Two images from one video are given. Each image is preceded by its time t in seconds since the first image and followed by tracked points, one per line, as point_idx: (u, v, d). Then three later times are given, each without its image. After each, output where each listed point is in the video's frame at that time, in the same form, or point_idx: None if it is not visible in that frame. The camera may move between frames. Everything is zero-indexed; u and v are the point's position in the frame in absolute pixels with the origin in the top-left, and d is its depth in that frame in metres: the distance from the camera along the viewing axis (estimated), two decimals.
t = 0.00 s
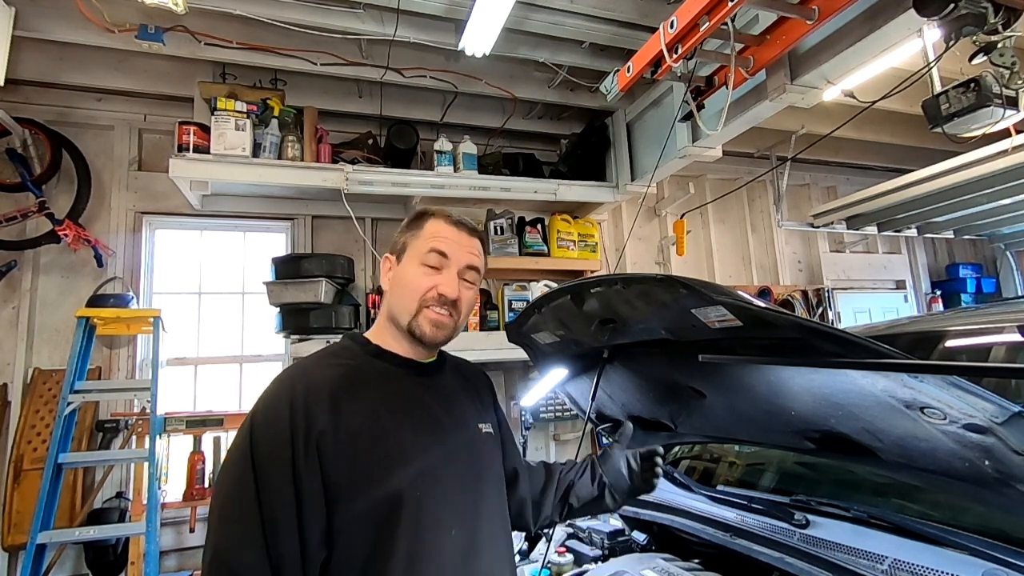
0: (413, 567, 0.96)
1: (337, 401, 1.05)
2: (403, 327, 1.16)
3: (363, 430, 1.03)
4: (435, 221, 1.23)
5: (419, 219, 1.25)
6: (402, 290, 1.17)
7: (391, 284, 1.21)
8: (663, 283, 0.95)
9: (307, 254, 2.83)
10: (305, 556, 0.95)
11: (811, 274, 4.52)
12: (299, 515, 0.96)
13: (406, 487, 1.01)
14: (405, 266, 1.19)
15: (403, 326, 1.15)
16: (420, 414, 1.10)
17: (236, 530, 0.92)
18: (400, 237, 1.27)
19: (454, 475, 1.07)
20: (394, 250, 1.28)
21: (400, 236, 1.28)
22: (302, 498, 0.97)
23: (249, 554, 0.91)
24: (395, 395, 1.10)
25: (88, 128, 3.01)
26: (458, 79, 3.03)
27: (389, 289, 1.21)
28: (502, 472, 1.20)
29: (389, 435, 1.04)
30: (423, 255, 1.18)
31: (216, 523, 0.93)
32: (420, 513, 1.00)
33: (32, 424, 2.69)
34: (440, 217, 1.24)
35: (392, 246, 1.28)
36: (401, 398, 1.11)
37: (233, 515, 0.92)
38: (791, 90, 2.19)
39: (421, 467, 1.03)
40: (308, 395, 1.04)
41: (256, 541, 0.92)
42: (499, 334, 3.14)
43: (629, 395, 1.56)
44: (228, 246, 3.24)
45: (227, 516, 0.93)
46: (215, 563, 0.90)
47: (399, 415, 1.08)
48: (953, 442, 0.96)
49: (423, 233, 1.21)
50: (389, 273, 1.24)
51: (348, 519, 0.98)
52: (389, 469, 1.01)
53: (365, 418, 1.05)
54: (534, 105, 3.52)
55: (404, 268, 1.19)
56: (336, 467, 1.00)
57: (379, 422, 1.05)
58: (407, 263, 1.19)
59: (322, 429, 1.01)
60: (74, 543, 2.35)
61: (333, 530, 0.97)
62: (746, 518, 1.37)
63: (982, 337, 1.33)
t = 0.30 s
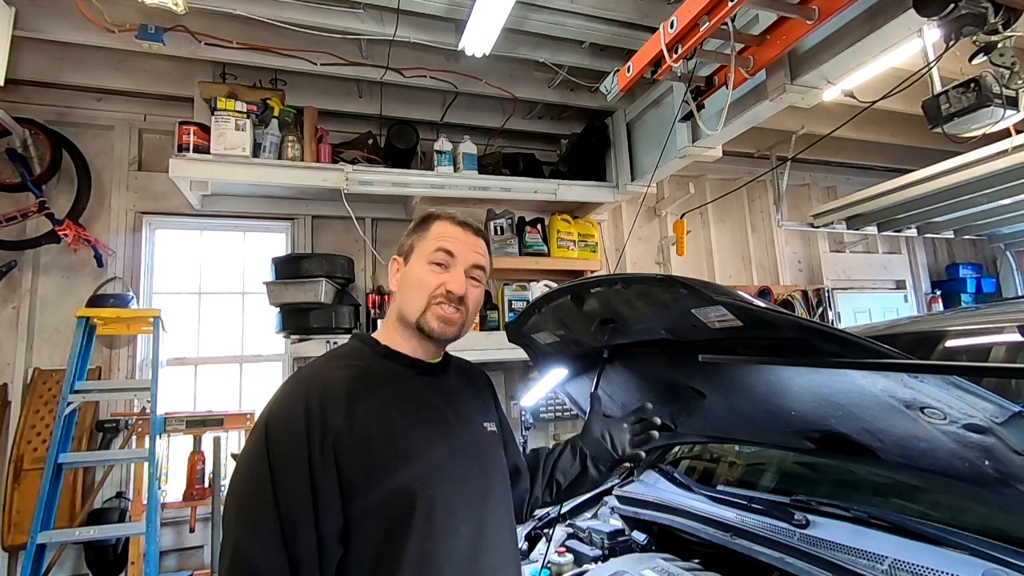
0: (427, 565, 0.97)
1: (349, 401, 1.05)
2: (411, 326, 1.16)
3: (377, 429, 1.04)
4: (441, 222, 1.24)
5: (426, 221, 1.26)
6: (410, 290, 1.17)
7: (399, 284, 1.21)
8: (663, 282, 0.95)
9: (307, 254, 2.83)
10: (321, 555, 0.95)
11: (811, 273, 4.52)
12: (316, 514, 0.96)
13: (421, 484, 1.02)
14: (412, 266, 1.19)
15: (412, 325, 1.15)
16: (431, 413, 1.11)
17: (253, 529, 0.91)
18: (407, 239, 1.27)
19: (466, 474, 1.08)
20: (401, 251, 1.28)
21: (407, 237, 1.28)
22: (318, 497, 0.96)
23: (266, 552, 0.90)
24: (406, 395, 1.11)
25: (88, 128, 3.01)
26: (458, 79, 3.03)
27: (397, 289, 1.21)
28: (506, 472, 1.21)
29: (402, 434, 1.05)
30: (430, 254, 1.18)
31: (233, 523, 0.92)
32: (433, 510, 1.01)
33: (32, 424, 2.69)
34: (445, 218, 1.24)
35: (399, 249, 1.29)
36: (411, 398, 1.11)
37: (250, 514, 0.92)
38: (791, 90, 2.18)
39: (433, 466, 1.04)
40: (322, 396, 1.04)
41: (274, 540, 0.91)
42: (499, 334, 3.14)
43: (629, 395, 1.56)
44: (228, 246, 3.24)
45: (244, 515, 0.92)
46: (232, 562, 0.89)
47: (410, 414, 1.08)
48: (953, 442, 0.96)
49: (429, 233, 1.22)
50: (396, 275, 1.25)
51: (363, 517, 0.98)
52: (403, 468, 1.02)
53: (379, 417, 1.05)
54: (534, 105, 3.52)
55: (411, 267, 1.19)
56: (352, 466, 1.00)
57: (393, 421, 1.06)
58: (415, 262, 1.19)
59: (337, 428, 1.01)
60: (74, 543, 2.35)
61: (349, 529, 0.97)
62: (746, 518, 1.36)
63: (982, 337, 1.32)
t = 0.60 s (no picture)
0: (433, 562, 0.97)
1: (359, 398, 1.06)
2: (421, 327, 1.16)
3: (387, 426, 1.04)
4: (442, 222, 1.24)
5: (426, 223, 1.26)
6: (418, 290, 1.17)
7: (407, 286, 1.21)
8: (663, 282, 0.95)
9: (307, 254, 2.83)
10: (332, 548, 0.96)
11: (811, 273, 4.52)
12: (327, 508, 0.97)
13: (428, 481, 1.02)
14: (417, 267, 1.19)
15: (423, 325, 1.16)
16: (439, 411, 1.11)
17: (266, 521, 0.92)
18: (409, 242, 1.28)
19: (474, 472, 1.08)
20: (405, 255, 1.28)
21: (409, 241, 1.28)
22: (329, 491, 0.98)
23: (278, 544, 0.91)
24: (415, 393, 1.11)
25: (88, 128, 3.01)
26: (458, 79, 3.03)
27: (405, 292, 1.21)
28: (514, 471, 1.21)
29: (411, 431, 1.05)
30: (434, 254, 1.19)
31: (247, 515, 0.94)
32: (440, 507, 1.01)
33: (32, 424, 2.69)
34: (445, 218, 1.25)
35: (403, 254, 1.29)
36: (421, 396, 1.11)
37: (263, 507, 0.93)
38: (791, 90, 2.19)
39: (441, 464, 1.04)
40: (332, 393, 1.05)
41: (286, 532, 0.93)
42: (499, 334, 3.14)
43: (629, 395, 1.56)
44: (228, 246, 3.24)
45: (256, 508, 0.93)
46: (246, 553, 0.91)
47: (419, 411, 1.09)
48: (953, 442, 0.96)
49: (431, 234, 1.22)
50: (403, 279, 1.25)
51: (372, 512, 0.99)
52: (412, 464, 1.02)
53: (388, 414, 1.06)
54: (534, 105, 3.52)
55: (418, 268, 1.19)
56: (361, 462, 1.01)
57: (402, 418, 1.06)
58: (420, 264, 1.19)
59: (348, 424, 1.02)
60: (74, 543, 2.35)
61: (358, 523, 0.98)
62: (746, 518, 1.37)
63: (982, 337, 1.32)
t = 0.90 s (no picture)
0: (439, 560, 0.97)
1: (367, 396, 1.06)
2: (423, 326, 1.17)
3: (395, 424, 1.04)
4: (430, 222, 1.24)
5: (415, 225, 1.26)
6: (416, 291, 1.18)
7: (404, 289, 1.22)
8: (663, 282, 0.95)
9: (307, 254, 2.83)
10: (338, 544, 0.97)
11: (811, 273, 4.52)
12: (334, 503, 0.97)
13: (435, 479, 1.01)
14: (412, 268, 1.20)
15: (424, 323, 1.16)
16: (446, 410, 1.11)
17: (274, 516, 0.92)
18: (404, 245, 1.28)
19: (480, 471, 1.08)
20: (399, 260, 1.29)
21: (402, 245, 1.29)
22: (336, 487, 0.98)
23: (286, 539, 0.91)
24: (423, 391, 1.11)
25: (88, 128, 3.01)
26: (458, 79, 3.03)
27: (403, 294, 1.22)
28: (519, 470, 1.21)
29: (419, 429, 1.05)
30: (425, 254, 1.19)
31: (255, 509, 0.94)
32: (446, 506, 1.01)
33: (32, 424, 2.69)
34: (433, 217, 1.24)
35: (399, 259, 1.29)
36: (428, 395, 1.11)
37: (271, 502, 0.93)
38: (791, 90, 2.19)
39: (447, 462, 1.04)
40: (341, 391, 1.05)
41: (293, 527, 0.93)
42: (499, 334, 3.14)
43: (629, 395, 1.55)
44: (228, 245, 3.24)
45: (265, 502, 0.93)
46: (254, 547, 0.91)
47: (427, 410, 1.09)
48: (953, 442, 0.96)
49: (421, 234, 1.22)
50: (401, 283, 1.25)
51: (379, 509, 0.99)
52: (419, 463, 1.02)
53: (396, 412, 1.06)
54: (534, 105, 3.52)
55: (411, 269, 1.20)
56: (369, 459, 1.01)
57: (410, 416, 1.06)
58: (413, 265, 1.20)
59: (357, 421, 1.02)
60: (74, 543, 2.35)
61: (365, 519, 0.99)
62: (746, 518, 1.37)
63: (982, 337, 1.32)
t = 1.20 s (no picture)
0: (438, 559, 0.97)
1: (365, 396, 1.06)
2: (420, 328, 1.16)
3: (394, 424, 1.04)
4: (435, 220, 1.23)
5: (419, 222, 1.26)
6: (415, 292, 1.17)
7: (404, 287, 1.22)
8: (663, 283, 0.95)
9: (307, 254, 2.83)
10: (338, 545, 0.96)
11: (811, 273, 4.52)
12: (333, 504, 0.97)
13: (434, 479, 1.02)
14: (414, 268, 1.19)
15: (421, 326, 1.16)
16: (444, 410, 1.11)
17: (273, 517, 0.91)
18: (405, 242, 1.27)
19: (478, 470, 1.09)
20: (400, 255, 1.28)
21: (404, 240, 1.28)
22: (336, 487, 0.98)
23: (286, 541, 0.90)
24: (421, 391, 1.11)
25: (88, 128, 3.01)
26: (458, 79, 3.03)
27: (402, 292, 1.22)
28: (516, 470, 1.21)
29: (417, 429, 1.06)
30: (428, 255, 1.18)
31: (253, 511, 0.93)
32: (445, 505, 1.01)
33: (32, 424, 2.69)
34: (437, 216, 1.24)
35: (399, 255, 1.29)
36: (427, 395, 1.11)
37: (270, 503, 0.92)
38: (791, 90, 2.19)
39: (446, 461, 1.05)
40: (338, 391, 1.05)
41: (293, 528, 0.92)
42: (499, 334, 3.14)
43: (629, 394, 1.55)
44: (228, 245, 3.24)
45: (263, 504, 0.92)
46: (253, 549, 0.90)
47: (425, 410, 1.09)
48: (953, 442, 0.96)
49: (425, 234, 1.22)
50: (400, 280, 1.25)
51: (377, 510, 0.99)
52: (418, 463, 1.02)
53: (395, 412, 1.06)
54: (534, 105, 3.51)
55: (413, 269, 1.20)
56: (368, 459, 1.01)
57: (409, 417, 1.06)
58: (415, 264, 1.20)
59: (355, 422, 1.02)
60: (74, 543, 2.35)
61: (364, 520, 0.99)
62: (747, 518, 1.38)
63: (982, 337, 1.32)
